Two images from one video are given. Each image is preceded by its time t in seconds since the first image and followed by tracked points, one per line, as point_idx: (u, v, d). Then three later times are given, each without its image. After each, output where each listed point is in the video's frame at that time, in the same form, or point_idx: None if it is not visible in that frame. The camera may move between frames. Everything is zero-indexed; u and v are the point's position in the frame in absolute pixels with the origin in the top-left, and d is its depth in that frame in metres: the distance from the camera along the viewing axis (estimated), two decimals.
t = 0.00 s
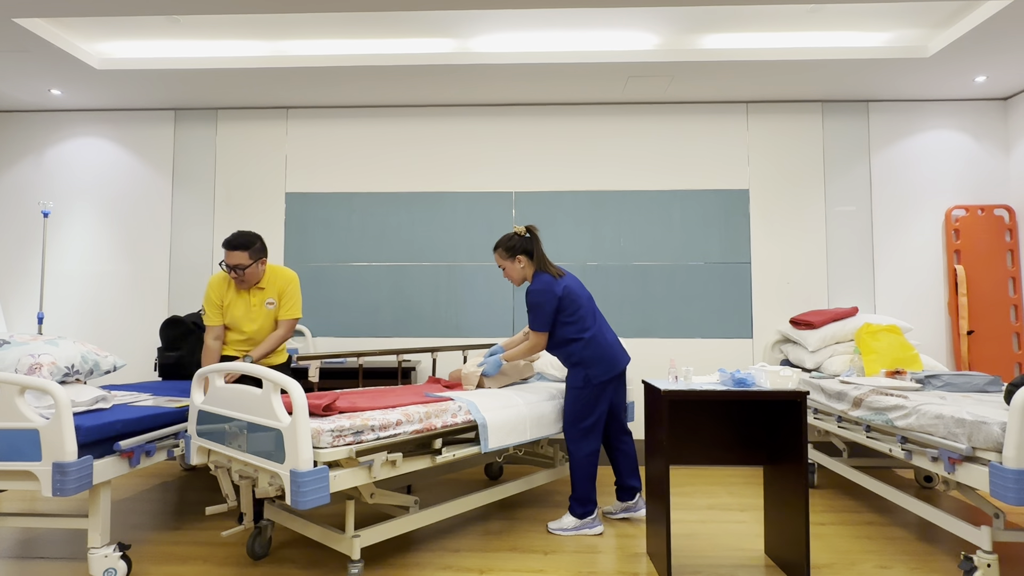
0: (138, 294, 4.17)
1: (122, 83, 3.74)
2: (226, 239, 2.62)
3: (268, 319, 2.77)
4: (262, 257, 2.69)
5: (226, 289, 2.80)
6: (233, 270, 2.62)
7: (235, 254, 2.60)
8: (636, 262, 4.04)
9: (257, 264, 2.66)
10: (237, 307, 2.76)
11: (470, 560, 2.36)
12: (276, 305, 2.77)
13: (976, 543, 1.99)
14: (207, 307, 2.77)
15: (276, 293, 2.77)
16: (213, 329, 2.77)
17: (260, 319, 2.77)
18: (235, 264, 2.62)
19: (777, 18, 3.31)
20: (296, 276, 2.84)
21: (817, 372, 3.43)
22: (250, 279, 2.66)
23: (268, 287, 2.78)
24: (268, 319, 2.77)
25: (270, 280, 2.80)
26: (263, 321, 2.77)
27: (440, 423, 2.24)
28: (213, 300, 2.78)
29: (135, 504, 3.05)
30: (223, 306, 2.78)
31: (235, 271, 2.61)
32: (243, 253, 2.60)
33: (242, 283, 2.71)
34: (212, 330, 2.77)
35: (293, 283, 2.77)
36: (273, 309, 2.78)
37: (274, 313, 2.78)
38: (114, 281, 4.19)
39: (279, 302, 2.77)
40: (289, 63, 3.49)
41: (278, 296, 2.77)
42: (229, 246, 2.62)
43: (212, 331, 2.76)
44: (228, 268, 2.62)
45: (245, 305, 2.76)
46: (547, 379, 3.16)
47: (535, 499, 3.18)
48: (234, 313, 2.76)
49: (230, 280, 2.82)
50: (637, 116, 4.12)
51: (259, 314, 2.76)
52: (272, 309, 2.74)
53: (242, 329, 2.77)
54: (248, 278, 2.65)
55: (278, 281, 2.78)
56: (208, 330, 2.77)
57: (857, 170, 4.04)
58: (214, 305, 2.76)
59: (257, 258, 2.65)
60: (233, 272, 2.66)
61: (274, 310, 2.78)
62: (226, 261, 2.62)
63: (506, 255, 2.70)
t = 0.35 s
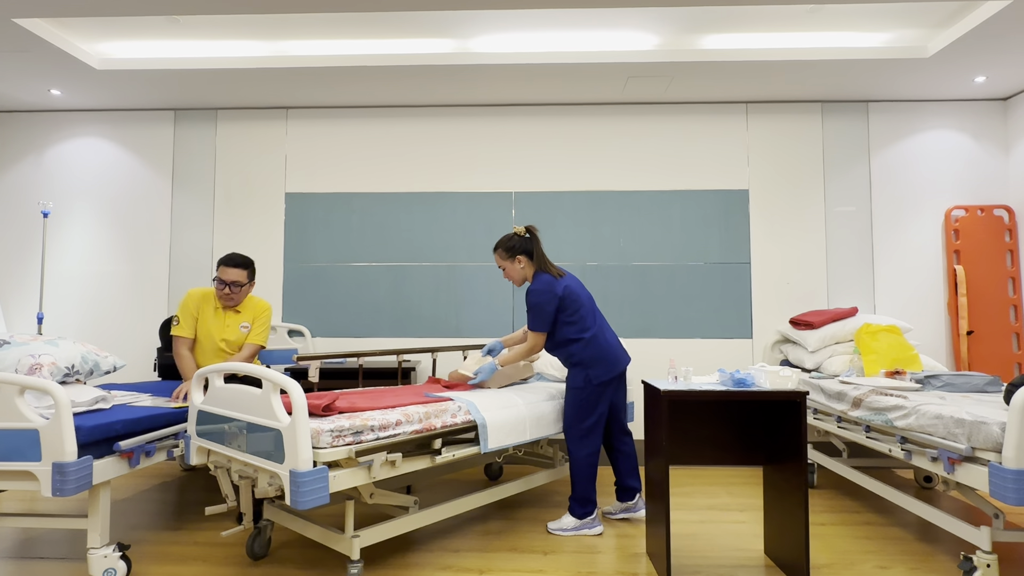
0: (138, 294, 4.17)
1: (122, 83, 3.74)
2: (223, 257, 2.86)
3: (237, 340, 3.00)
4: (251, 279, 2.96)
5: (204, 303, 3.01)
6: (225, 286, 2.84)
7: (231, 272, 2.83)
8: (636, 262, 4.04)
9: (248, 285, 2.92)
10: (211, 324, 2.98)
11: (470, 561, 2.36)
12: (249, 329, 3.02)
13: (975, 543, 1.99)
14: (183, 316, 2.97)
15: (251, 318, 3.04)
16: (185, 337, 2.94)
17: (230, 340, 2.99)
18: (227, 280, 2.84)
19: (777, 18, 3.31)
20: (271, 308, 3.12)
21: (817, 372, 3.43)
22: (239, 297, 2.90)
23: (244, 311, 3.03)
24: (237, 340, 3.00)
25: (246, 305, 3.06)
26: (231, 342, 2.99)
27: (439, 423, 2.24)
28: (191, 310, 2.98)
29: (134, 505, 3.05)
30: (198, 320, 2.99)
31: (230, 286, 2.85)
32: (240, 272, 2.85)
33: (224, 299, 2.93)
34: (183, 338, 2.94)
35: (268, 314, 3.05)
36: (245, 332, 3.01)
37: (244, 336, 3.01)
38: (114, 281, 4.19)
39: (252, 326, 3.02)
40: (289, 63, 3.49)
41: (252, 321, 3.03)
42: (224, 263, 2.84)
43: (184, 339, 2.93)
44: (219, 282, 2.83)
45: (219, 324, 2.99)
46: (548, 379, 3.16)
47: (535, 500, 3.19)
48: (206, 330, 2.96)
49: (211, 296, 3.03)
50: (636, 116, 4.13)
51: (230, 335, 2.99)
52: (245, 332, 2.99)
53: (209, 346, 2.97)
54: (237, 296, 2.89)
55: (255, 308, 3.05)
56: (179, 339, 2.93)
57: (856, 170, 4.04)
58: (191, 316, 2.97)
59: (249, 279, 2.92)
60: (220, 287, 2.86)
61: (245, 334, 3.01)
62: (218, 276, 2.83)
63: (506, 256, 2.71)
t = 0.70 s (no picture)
0: (138, 294, 4.18)
1: (122, 84, 3.74)
2: (199, 257, 3.02)
3: (228, 337, 3.06)
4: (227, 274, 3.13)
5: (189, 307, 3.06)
6: (212, 279, 2.97)
7: (214, 266, 3.00)
8: (636, 262, 4.04)
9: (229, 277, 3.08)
10: (199, 324, 3.03)
11: (470, 561, 2.36)
12: (237, 324, 3.08)
13: (975, 544, 1.99)
14: (170, 323, 3.01)
15: (237, 313, 3.10)
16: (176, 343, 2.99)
17: (221, 337, 3.05)
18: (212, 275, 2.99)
19: (777, 19, 3.32)
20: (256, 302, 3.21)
21: (817, 373, 3.43)
22: (226, 290, 3.03)
23: (231, 308, 3.11)
24: (228, 337, 3.06)
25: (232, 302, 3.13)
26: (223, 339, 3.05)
27: (439, 424, 2.24)
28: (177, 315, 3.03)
29: (134, 505, 3.05)
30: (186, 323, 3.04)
31: (216, 278, 2.98)
32: (222, 265, 3.03)
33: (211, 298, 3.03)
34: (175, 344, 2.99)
35: (254, 306, 3.13)
36: (235, 327, 3.08)
37: (234, 331, 3.08)
38: (114, 281, 4.19)
39: (239, 321, 3.08)
40: (289, 64, 3.49)
41: (239, 315, 3.09)
42: (204, 261, 3.00)
43: (177, 344, 2.99)
44: (204, 278, 2.96)
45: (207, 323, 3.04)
46: (547, 380, 3.16)
47: (535, 500, 3.19)
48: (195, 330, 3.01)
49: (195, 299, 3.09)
50: (636, 117, 4.13)
51: (219, 333, 3.05)
52: (234, 327, 3.06)
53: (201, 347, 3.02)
54: (226, 288, 3.03)
55: (241, 303, 3.13)
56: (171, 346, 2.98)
57: (856, 171, 4.05)
58: (178, 320, 3.02)
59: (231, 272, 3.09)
60: (206, 284, 2.99)
61: (234, 329, 3.07)
62: (201, 273, 2.97)
63: (506, 256, 2.71)
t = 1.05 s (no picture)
0: (138, 294, 4.18)
1: (122, 84, 3.74)
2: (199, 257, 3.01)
3: (228, 338, 3.06)
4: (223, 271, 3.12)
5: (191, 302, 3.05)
6: (217, 278, 2.97)
7: (218, 264, 3.00)
8: (636, 263, 4.04)
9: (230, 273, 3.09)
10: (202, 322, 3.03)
11: (470, 562, 2.35)
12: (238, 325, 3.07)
13: (976, 545, 1.99)
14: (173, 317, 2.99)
15: (238, 315, 3.10)
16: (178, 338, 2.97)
17: (221, 337, 3.05)
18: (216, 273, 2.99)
19: (776, 20, 3.32)
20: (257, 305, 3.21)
21: (817, 374, 3.43)
22: (230, 290, 3.04)
23: (232, 308, 3.10)
24: (229, 337, 3.06)
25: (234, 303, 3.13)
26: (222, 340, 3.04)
27: (439, 425, 2.24)
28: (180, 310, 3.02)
29: (134, 506, 3.05)
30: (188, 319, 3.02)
31: (221, 277, 2.99)
32: (225, 263, 3.03)
33: (213, 297, 3.03)
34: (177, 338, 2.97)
35: (254, 309, 3.13)
36: (235, 328, 3.08)
37: (234, 333, 3.08)
38: (114, 282, 4.19)
39: (240, 323, 3.07)
40: (289, 65, 3.49)
41: (240, 317, 3.09)
42: (207, 259, 3.00)
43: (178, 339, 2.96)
44: (209, 277, 2.96)
45: (208, 322, 3.04)
46: (547, 381, 3.17)
47: (534, 500, 3.19)
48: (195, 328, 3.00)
49: (196, 294, 3.09)
50: (636, 118, 4.13)
51: (220, 333, 3.04)
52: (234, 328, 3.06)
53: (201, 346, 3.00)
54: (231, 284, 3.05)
55: (242, 304, 3.13)
56: (173, 341, 2.95)
57: (856, 172, 4.05)
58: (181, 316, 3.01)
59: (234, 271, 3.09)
60: (210, 283, 2.99)
61: (235, 330, 3.07)
62: (205, 271, 2.96)
63: (506, 256, 2.71)
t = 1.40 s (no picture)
0: (138, 295, 4.18)
1: (122, 85, 3.74)
2: (204, 257, 2.99)
3: (231, 339, 3.05)
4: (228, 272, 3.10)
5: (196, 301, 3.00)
6: (224, 279, 2.96)
7: (226, 266, 2.99)
8: (636, 264, 4.04)
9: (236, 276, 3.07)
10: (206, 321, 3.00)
11: (470, 563, 2.35)
12: (241, 328, 3.07)
13: (977, 546, 1.99)
14: (181, 315, 2.91)
15: (242, 316, 3.09)
16: (189, 337, 2.90)
17: (225, 338, 3.03)
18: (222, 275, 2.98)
19: (777, 21, 3.32)
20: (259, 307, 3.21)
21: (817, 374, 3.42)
22: (236, 292, 3.04)
23: (235, 311, 3.09)
24: (232, 339, 3.05)
25: (238, 304, 3.12)
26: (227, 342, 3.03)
27: (440, 426, 2.24)
28: (186, 309, 2.94)
29: (134, 506, 3.05)
30: (194, 316, 2.96)
31: (228, 279, 2.98)
32: (232, 265, 3.02)
33: (219, 298, 3.02)
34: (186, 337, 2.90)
35: (259, 309, 3.14)
36: (239, 330, 3.07)
37: (238, 335, 3.07)
38: (114, 283, 4.19)
39: (245, 325, 3.08)
40: (289, 65, 3.49)
41: (244, 319, 3.09)
42: (214, 259, 2.98)
43: (189, 338, 2.89)
44: (217, 278, 2.95)
45: (213, 322, 3.01)
46: (547, 382, 3.17)
47: (535, 501, 3.19)
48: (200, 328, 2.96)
49: (201, 294, 3.04)
50: (636, 118, 4.13)
51: (224, 335, 3.03)
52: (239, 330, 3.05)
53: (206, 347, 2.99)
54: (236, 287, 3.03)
55: (246, 306, 3.12)
56: (184, 340, 2.89)
57: (856, 173, 4.05)
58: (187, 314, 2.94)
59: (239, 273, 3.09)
60: (216, 284, 2.97)
61: (238, 333, 3.06)
62: (212, 272, 2.95)
63: (506, 256, 2.71)
